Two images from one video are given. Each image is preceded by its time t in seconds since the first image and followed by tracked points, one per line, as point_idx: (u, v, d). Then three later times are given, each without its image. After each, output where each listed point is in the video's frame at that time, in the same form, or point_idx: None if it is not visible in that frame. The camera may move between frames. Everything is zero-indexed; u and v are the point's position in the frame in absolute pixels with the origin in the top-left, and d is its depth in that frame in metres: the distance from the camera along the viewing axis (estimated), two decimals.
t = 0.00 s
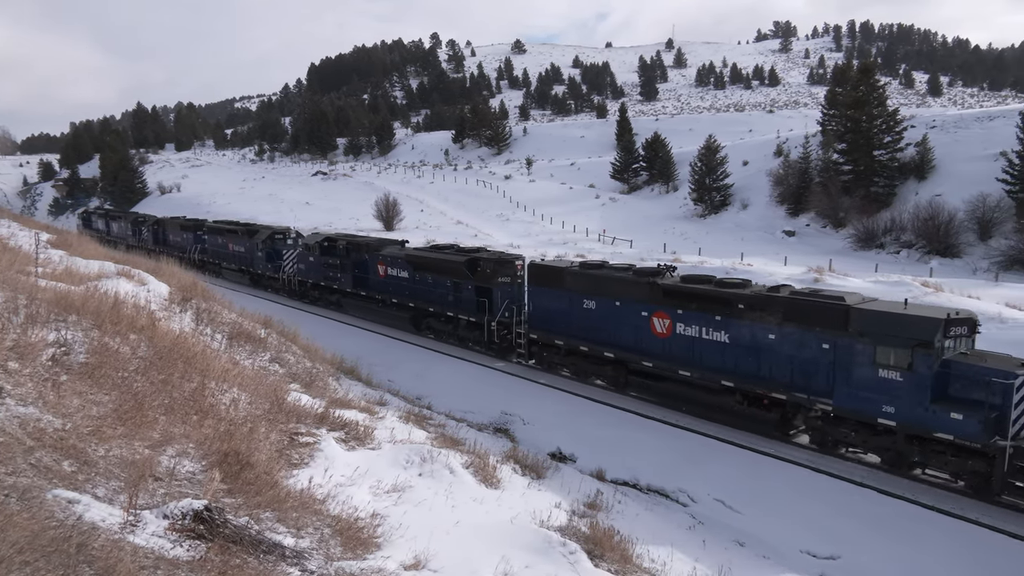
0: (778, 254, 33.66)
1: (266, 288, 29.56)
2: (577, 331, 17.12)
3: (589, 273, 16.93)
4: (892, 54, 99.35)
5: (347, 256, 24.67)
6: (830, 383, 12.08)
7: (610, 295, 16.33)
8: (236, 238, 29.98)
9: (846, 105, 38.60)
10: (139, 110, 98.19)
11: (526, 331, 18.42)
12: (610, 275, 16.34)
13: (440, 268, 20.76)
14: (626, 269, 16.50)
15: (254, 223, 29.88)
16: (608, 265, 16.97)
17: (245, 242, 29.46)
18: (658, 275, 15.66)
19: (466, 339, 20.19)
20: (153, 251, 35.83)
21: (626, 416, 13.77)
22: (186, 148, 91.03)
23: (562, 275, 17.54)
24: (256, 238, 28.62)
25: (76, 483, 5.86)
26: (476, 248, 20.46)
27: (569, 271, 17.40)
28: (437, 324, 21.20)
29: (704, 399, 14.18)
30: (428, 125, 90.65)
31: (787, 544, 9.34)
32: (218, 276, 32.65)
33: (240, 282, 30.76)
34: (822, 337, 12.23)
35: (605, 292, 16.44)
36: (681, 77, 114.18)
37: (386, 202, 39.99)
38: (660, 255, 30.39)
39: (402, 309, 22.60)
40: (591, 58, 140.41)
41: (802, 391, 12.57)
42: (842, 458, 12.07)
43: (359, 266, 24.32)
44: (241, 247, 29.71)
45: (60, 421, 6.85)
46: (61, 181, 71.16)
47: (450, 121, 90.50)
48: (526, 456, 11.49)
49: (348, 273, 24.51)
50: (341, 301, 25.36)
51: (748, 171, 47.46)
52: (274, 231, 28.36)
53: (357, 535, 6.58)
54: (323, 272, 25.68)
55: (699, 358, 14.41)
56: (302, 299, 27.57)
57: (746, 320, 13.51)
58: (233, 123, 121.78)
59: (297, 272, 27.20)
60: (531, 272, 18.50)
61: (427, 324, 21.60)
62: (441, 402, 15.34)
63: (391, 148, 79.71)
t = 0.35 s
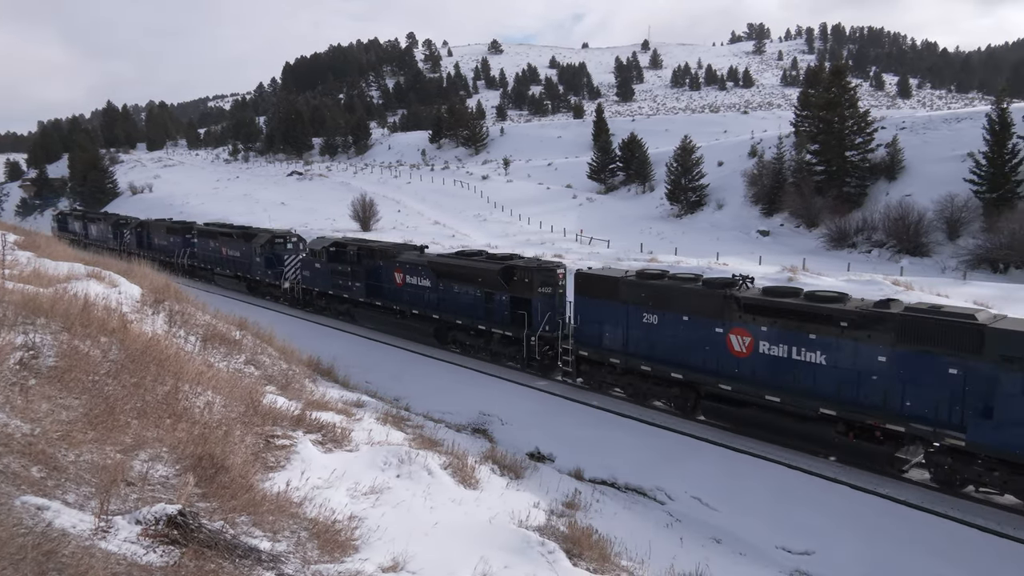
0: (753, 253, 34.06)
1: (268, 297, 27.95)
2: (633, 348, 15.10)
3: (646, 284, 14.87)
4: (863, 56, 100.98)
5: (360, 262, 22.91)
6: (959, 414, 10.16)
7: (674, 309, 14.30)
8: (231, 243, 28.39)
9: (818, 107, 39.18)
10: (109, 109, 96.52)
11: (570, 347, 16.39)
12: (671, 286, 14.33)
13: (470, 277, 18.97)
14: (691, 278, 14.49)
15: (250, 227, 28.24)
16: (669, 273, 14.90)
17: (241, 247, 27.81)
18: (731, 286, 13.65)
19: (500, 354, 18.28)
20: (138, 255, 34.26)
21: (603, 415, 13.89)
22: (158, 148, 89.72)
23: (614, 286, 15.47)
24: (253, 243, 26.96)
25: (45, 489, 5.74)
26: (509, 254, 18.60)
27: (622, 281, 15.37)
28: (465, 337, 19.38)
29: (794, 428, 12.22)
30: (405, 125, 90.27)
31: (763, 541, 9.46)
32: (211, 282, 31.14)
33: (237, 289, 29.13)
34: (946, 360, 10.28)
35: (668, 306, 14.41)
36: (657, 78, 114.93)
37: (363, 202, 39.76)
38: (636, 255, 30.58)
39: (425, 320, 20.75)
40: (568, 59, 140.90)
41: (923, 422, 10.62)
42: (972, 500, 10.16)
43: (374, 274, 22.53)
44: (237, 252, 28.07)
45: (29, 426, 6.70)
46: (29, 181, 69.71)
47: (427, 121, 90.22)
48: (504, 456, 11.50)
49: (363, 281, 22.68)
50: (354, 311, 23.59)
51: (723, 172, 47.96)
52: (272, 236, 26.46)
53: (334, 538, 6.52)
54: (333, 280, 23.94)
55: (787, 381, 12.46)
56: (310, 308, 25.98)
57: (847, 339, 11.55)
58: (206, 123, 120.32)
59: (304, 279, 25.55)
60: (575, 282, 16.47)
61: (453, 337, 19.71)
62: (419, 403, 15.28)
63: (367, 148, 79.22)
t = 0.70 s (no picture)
0: (724, 253, 34.45)
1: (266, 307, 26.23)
2: (707, 369, 13.33)
3: (722, 296, 13.10)
4: (830, 59, 102.81)
5: (374, 270, 21.25)
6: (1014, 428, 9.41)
7: (758, 325, 12.55)
8: (226, 248, 26.99)
9: (787, 109, 39.77)
10: (72, 108, 94.39)
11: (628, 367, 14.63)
12: (750, 300, 12.63)
13: (502, 287, 17.35)
14: (773, 291, 12.73)
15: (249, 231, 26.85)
16: (709, 284, 13.52)
17: (236, 251, 26.37)
18: (822, 300, 11.90)
19: (541, 372, 16.58)
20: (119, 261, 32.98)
21: (577, 414, 13.98)
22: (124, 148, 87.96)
23: (684, 298, 13.69)
24: (250, 248, 25.50)
25: (6, 497, 5.59)
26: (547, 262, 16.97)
27: (690, 292, 13.60)
28: (497, 351, 17.67)
29: (912, 464, 10.47)
30: (377, 125, 89.66)
31: (734, 538, 9.57)
32: (200, 290, 29.65)
33: (232, 298, 27.52)
34: None
35: (751, 322, 12.63)
36: (629, 79, 115.68)
37: (335, 203, 39.41)
38: (609, 255, 30.77)
39: (451, 332, 19.01)
40: (540, 59, 141.21)
41: None
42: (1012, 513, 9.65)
43: (391, 282, 20.85)
44: (234, 257, 26.57)
45: None
46: None
47: (399, 121, 89.73)
48: (478, 456, 11.49)
49: (379, 291, 20.95)
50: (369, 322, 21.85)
51: (695, 172, 48.42)
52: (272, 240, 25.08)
53: (307, 542, 6.45)
54: (342, 289, 22.21)
55: (897, 409, 10.69)
56: (314, 319, 24.18)
57: (980, 363, 9.70)
58: (174, 122, 118.27)
59: (308, 288, 23.81)
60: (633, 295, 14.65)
61: (485, 352, 18.03)
62: (393, 405, 15.17)
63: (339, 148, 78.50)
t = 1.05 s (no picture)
0: (690, 252, 34.85)
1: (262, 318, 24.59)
2: (802, 394, 11.92)
3: (815, 311, 11.74)
4: (792, 61, 104.80)
5: (392, 278, 19.63)
6: None
7: (859, 343, 11.21)
8: (217, 254, 25.43)
9: (750, 110, 40.43)
10: (26, 106, 91.59)
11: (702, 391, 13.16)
12: (851, 314, 11.30)
13: (548, 297, 15.81)
14: (877, 305, 11.42)
15: (242, 235, 25.32)
16: (796, 297, 12.26)
17: (229, 257, 24.82)
18: (940, 316, 10.56)
19: (590, 393, 14.99)
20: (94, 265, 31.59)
21: (545, 413, 14.05)
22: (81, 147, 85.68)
23: (769, 312, 12.33)
24: (245, 253, 24.01)
25: None
26: (598, 271, 15.48)
27: (775, 307, 12.25)
28: (538, 369, 16.02)
29: None
30: (343, 125, 88.79)
31: (700, 533, 9.70)
32: (185, 297, 28.05)
33: (223, 307, 25.83)
34: None
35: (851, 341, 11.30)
36: (596, 80, 116.38)
37: (300, 203, 38.93)
38: (577, 254, 30.94)
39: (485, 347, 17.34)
40: (507, 60, 141.25)
41: None
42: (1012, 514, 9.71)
43: (414, 292, 19.23)
44: (227, 263, 24.96)
45: None
46: None
47: (366, 120, 88.96)
48: (447, 457, 11.46)
49: (399, 301, 19.25)
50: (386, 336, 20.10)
51: (661, 172, 48.89)
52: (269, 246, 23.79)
53: (273, 547, 6.37)
54: (354, 298, 20.53)
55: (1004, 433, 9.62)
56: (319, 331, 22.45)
57: None
58: (133, 121, 115.57)
59: (313, 297, 22.02)
60: (707, 309, 13.31)
61: (524, 369, 16.37)
62: (360, 406, 15.05)
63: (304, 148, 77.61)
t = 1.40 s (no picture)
0: (649, 252, 35.28)
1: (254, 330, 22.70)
2: (910, 421, 10.34)
3: (930, 327, 10.11)
4: (746, 64, 106.93)
5: (412, 288, 18.04)
6: None
7: (983, 364, 9.59)
8: (204, 261, 23.64)
9: (706, 112, 41.16)
10: None
11: (792, 415, 11.38)
12: (976, 329, 9.62)
13: (600, 310, 14.26)
14: (1006, 320, 9.72)
15: (233, 241, 23.58)
16: (902, 309, 10.70)
17: (218, 263, 23.04)
18: None
19: (654, 416, 13.41)
20: (63, 274, 29.84)
21: (508, 413, 14.05)
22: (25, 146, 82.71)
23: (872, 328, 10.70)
24: (236, 259, 22.24)
25: None
26: (655, 281, 13.99)
27: (878, 323, 10.63)
28: (591, 391, 14.41)
29: None
30: (300, 125, 87.53)
31: (662, 530, 9.80)
32: (163, 307, 26.13)
33: (209, 319, 23.90)
34: None
35: (976, 361, 9.67)
36: (555, 81, 117.06)
37: (256, 204, 38.26)
38: (538, 255, 31.07)
39: (525, 365, 15.69)
40: (467, 60, 141.04)
41: None
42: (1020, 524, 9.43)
43: (438, 304, 17.66)
44: (216, 270, 23.15)
45: None
46: None
47: (324, 120, 87.84)
48: (409, 459, 11.40)
49: (422, 314, 17.63)
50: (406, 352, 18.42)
51: (620, 173, 49.37)
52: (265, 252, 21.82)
53: (231, 554, 6.24)
54: (367, 310, 18.88)
55: None
56: (324, 346, 20.71)
57: None
58: (80, 119, 112.05)
59: (320, 309, 20.30)
60: (794, 323, 11.62)
61: (573, 389, 14.75)
62: (320, 410, 14.84)
63: (261, 148, 76.26)
